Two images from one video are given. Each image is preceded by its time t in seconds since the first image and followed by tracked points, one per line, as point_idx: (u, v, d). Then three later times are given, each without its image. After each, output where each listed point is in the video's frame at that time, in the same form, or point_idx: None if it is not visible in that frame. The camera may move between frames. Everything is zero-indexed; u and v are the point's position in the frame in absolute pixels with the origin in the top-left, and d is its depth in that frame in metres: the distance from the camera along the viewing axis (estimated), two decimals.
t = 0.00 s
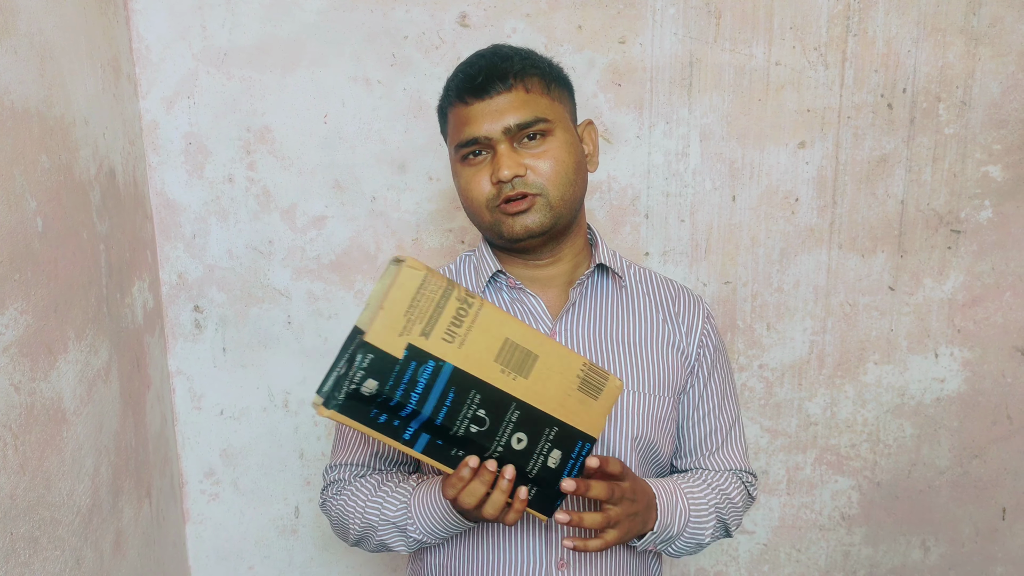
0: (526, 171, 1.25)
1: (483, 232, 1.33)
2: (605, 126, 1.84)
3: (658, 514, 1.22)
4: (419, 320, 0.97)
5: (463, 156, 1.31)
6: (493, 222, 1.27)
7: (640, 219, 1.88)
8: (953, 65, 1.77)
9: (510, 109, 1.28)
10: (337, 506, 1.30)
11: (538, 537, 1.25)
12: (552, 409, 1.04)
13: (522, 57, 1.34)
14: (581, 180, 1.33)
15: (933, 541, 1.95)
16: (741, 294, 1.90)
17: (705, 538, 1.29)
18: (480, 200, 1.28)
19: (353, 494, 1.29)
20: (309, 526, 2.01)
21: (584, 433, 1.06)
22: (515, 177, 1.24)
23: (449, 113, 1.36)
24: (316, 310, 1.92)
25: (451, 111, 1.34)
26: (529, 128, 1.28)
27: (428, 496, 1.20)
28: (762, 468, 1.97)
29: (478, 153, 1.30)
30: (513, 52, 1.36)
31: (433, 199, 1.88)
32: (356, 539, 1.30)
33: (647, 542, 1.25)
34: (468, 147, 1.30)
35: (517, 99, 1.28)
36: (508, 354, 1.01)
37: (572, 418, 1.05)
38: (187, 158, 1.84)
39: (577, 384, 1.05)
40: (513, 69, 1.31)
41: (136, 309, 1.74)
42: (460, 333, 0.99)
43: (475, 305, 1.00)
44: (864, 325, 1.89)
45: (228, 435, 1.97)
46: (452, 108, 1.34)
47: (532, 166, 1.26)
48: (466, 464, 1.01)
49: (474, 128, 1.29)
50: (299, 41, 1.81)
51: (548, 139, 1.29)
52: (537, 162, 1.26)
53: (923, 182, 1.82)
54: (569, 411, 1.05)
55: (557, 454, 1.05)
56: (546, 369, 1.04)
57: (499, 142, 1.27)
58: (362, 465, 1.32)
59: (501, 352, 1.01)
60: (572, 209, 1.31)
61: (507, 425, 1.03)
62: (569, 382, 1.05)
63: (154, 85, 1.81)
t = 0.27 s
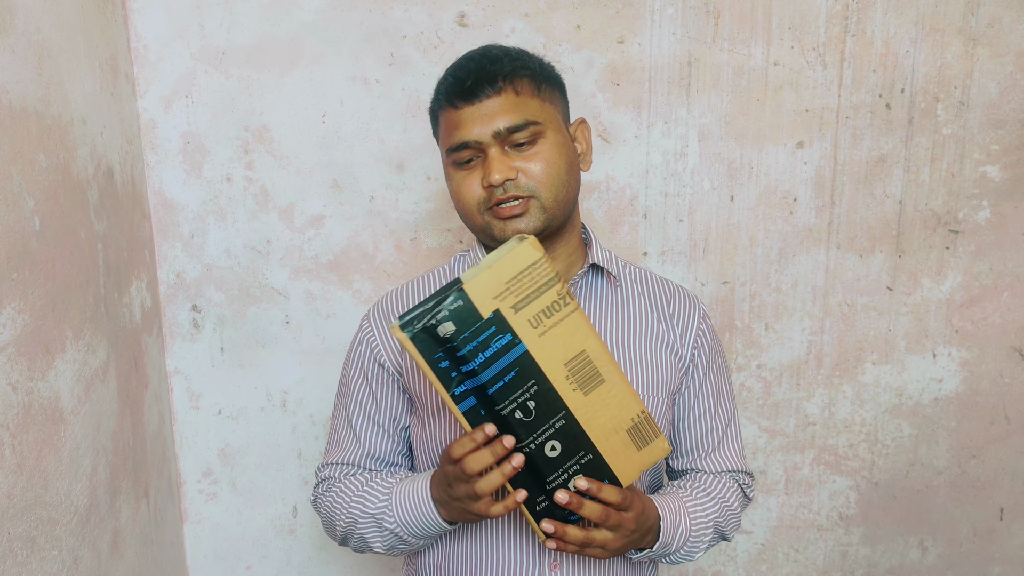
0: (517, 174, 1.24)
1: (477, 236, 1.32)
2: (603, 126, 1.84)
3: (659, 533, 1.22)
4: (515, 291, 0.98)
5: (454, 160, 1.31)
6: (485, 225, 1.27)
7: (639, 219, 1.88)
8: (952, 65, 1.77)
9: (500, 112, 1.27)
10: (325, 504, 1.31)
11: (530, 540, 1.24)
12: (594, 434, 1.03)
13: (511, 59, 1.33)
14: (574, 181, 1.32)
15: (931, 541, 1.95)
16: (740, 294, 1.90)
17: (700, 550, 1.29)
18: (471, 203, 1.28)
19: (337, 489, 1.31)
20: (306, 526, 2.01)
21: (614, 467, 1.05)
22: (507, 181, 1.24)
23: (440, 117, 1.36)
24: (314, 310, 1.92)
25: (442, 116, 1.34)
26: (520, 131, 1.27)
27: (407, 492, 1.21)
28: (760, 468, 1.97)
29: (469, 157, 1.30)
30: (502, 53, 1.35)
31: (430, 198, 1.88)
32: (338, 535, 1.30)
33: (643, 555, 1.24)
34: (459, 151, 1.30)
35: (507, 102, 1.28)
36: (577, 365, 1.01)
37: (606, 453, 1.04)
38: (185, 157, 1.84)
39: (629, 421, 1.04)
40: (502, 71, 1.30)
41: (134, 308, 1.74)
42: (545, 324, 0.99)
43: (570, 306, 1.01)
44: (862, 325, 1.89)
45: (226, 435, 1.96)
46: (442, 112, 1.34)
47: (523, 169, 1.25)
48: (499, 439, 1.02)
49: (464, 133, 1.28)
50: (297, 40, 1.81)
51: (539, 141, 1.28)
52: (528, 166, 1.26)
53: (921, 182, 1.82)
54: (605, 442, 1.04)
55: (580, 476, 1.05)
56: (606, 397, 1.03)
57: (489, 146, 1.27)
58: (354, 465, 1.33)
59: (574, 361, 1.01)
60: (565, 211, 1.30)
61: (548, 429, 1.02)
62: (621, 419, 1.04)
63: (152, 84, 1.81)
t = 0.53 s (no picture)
0: (508, 185, 1.24)
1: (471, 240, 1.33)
2: (602, 126, 1.84)
3: (681, 544, 1.21)
4: (501, 314, 1.04)
5: (445, 168, 1.30)
6: (478, 234, 1.28)
7: (638, 219, 1.88)
8: (950, 65, 1.77)
9: (489, 122, 1.25)
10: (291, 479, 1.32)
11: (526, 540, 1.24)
12: (603, 448, 1.06)
13: (502, 64, 1.31)
14: (567, 186, 1.32)
15: (930, 541, 1.95)
16: (738, 294, 1.90)
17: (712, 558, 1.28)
18: (464, 212, 1.28)
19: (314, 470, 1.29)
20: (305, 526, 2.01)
21: (631, 479, 1.07)
22: (498, 192, 1.23)
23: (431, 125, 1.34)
24: (313, 309, 1.92)
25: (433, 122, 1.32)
26: (511, 141, 1.26)
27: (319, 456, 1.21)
28: (759, 467, 1.97)
29: (460, 166, 1.29)
30: (491, 58, 1.33)
31: (429, 198, 1.88)
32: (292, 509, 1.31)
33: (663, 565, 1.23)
34: (450, 161, 1.29)
35: (497, 111, 1.26)
36: (573, 380, 1.06)
37: (618, 461, 1.06)
38: (184, 157, 1.84)
39: (634, 428, 1.08)
40: (492, 78, 1.28)
41: (132, 308, 1.74)
42: (535, 344, 1.05)
43: (555, 323, 1.07)
44: (861, 325, 1.89)
45: (225, 435, 1.96)
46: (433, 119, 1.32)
47: (514, 179, 1.25)
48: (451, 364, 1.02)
49: (454, 143, 1.27)
50: (296, 39, 1.81)
51: (530, 149, 1.27)
52: (520, 175, 1.25)
53: (919, 182, 1.82)
54: (616, 455, 1.07)
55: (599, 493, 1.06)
56: (607, 409, 1.07)
57: (479, 156, 1.26)
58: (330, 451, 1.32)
59: (568, 377, 1.06)
60: (558, 216, 1.30)
61: (556, 446, 1.05)
62: (626, 430, 1.07)
63: (151, 84, 1.81)
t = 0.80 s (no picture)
0: (496, 190, 1.24)
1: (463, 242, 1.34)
2: (602, 125, 1.84)
3: (688, 541, 1.21)
4: (490, 322, 1.06)
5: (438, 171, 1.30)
6: (469, 237, 1.28)
7: (637, 218, 1.88)
8: (950, 64, 1.77)
9: (479, 126, 1.24)
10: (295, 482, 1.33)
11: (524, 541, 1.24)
12: (606, 445, 1.07)
13: (494, 67, 1.30)
14: (558, 190, 1.31)
15: (929, 540, 1.95)
16: (738, 293, 1.90)
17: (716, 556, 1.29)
18: (455, 215, 1.28)
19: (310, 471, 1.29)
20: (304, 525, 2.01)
21: (638, 476, 1.07)
22: (486, 198, 1.23)
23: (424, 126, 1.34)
24: (312, 308, 1.92)
25: (427, 123, 1.32)
26: (500, 146, 1.25)
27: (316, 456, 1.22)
28: (758, 466, 1.97)
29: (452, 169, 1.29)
30: (483, 61, 1.32)
31: (428, 197, 1.88)
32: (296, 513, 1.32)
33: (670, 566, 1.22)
34: (441, 164, 1.28)
35: (487, 116, 1.25)
36: (568, 381, 1.07)
37: (622, 458, 1.07)
38: (183, 156, 1.84)
39: (635, 423, 1.08)
40: (484, 82, 1.27)
41: (131, 307, 1.73)
42: (526, 348, 1.06)
43: (545, 326, 1.08)
44: (860, 324, 1.89)
45: (224, 434, 1.96)
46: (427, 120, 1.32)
47: (502, 184, 1.25)
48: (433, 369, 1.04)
49: (445, 147, 1.26)
50: (296, 38, 1.81)
51: (520, 154, 1.26)
52: (508, 180, 1.25)
53: (919, 181, 1.82)
54: (621, 452, 1.07)
55: (606, 492, 1.06)
56: (605, 406, 1.08)
57: (469, 160, 1.25)
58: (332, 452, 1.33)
59: (563, 377, 1.07)
60: (548, 221, 1.30)
61: (558, 448, 1.06)
62: (627, 426, 1.08)
63: (150, 82, 1.81)
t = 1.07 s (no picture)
0: (509, 191, 1.24)
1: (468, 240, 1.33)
2: (602, 122, 1.84)
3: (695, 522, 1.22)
4: (456, 338, 1.06)
5: (446, 169, 1.29)
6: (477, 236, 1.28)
7: (637, 216, 1.88)
8: (950, 62, 1.77)
9: (493, 126, 1.24)
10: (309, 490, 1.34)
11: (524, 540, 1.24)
12: (604, 427, 1.05)
13: (507, 67, 1.30)
14: (566, 191, 1.32)
15: (929, 538, 1.95)
16: (738, 291, 1.90)
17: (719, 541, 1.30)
18: (464, 215, 1.28)
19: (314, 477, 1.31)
20: (305, 523, 2.01)
21: (641, 449, 1.06)
22: (499, 198, 1.23)
23: (431, 123, 1.33)
24: (312, 306, 1.92)
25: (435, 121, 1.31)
26: (514, 146, 1.25)
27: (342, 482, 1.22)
28: (759, 464, 1.97)
29: (463, 168, 1.28)
30: (494, 61, 1.31)
31: (428, 195, 1.88)
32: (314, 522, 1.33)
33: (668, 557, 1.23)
34: (452, 163, 1.27)
35: (502, 117, 1.25)
36: (548, 373, 1.06)
37: (624, 434, 1.05)
38: (183, 154, 1.84)
39: (627, 396, 1.05)
40: (499, 83, 1.27)
41: (131, 305, 1.73)
42: (498, 353, 1.06)
43: (512, 324, 1.06)
44: (860, 322, 1.89)
45: (224, 432, 1.96)
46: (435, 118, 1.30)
47: (515, 185, 1.25)
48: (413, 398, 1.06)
49: (457, 146, 1.26)
50: (296, 36, 1.81)
51: (532, 156, 1.27)
52: (521, 180, 1.25)
53: (919, 179, 1.82)
54: (621, 429, 1.05)
55: (616, 471, 1.06)
56: (593, 386, 1.05)
57: (483, 160, 1.25)
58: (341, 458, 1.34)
59: (543, 369, 1.06)
60: (556, 222, 1.31)
61: (557, 439, 1.06)
62: (619, 401, 1.05)
63: (150, 80, 1.80)
